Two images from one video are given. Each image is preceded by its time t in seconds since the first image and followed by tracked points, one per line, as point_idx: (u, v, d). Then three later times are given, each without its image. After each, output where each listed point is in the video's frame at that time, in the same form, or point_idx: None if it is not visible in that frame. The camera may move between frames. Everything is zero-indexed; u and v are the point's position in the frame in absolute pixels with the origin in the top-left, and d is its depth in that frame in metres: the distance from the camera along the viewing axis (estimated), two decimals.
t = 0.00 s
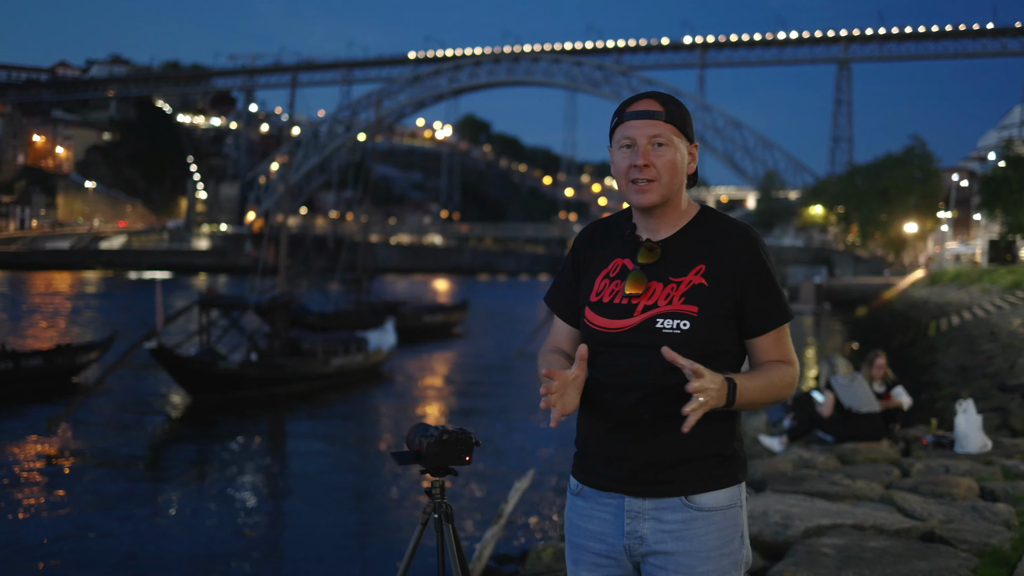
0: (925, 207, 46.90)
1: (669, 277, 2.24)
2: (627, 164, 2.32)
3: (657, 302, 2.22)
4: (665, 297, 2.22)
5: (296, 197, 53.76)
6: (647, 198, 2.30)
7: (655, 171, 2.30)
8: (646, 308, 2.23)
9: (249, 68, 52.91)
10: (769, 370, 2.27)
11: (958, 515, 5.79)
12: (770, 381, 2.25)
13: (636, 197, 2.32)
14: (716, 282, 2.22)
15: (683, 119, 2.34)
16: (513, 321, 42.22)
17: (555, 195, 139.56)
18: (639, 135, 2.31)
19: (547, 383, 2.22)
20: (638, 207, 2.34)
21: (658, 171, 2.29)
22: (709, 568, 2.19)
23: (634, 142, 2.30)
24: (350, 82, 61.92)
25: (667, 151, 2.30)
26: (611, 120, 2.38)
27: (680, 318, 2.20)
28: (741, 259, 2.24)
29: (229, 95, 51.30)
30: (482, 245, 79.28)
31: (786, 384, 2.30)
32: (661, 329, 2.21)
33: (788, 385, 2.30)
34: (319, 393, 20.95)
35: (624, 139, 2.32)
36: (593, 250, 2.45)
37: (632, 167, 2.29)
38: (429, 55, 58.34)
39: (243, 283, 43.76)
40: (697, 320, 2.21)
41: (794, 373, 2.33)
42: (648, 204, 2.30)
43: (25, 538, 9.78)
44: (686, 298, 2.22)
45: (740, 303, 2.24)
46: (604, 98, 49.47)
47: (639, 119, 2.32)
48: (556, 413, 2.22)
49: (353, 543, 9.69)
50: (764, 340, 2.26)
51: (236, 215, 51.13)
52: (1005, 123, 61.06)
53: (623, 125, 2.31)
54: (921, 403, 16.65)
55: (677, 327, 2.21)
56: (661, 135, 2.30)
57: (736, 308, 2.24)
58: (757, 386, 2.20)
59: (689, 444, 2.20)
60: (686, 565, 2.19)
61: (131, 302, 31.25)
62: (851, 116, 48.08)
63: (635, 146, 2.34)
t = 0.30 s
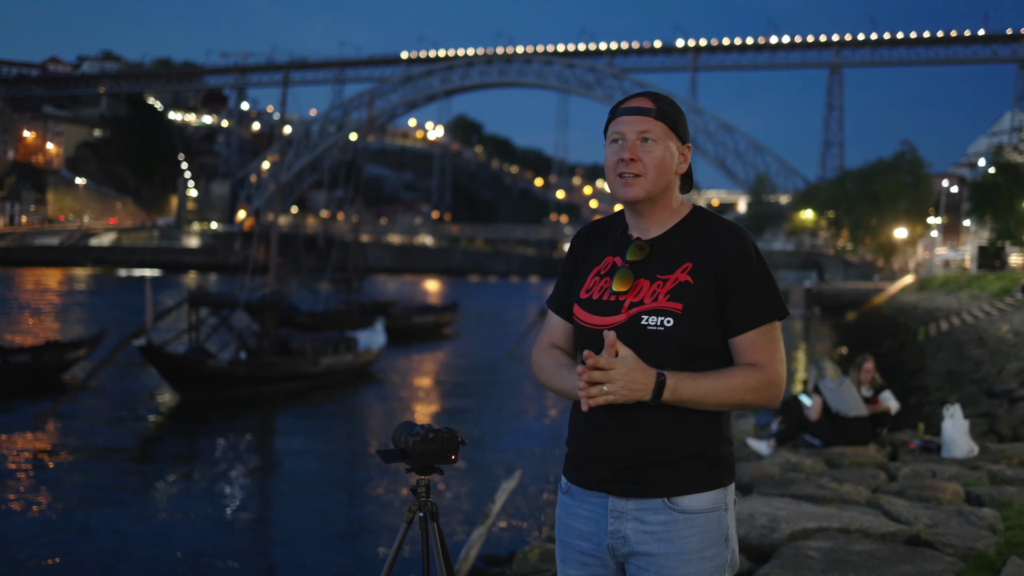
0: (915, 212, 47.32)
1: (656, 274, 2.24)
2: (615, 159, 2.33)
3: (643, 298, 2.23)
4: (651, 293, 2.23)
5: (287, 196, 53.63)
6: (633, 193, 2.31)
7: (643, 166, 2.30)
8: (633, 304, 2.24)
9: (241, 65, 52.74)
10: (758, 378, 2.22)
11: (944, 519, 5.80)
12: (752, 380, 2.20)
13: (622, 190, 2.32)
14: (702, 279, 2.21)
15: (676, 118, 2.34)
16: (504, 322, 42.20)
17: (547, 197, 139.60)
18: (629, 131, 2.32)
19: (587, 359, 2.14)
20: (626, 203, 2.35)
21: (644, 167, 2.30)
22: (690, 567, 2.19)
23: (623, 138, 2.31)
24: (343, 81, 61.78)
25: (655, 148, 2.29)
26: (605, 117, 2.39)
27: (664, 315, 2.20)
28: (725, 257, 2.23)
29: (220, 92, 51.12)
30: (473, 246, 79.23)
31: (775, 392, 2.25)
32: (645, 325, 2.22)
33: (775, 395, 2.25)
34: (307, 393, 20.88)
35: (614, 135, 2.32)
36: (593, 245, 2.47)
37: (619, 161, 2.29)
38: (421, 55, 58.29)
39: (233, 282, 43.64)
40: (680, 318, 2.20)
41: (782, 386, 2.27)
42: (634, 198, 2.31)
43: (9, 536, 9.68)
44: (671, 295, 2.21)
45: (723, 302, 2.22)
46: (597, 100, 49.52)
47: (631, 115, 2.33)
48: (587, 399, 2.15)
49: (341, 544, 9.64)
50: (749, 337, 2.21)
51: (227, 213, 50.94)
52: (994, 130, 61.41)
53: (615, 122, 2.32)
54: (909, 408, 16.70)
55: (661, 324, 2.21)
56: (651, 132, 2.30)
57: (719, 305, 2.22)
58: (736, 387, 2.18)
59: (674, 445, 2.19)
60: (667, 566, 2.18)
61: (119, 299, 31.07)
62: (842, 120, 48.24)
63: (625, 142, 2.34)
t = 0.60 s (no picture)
0: (912, 220, 47.43)
1: (654, 276, 2.23)
2: (618, 158, 2.29)
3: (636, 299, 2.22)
4: (649, 292, 2.23)
5: (283, 197, 53.56)
6: (634, 191, 2.28)
7: (644, 166, 2.26)
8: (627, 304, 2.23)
9: (238, 66, 52.69)
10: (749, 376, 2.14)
11: (936, 526, 5.81)
12: (735, 368, 2.10)
13: (623, 189, 2.29)
14: (698, 278, 2.20)
15: (684, 120, 2.31)
16: (499, 326, 42.22)
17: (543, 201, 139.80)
18: (631, 132, 2.28)
19: (577, 269, 2.11)
20: (627, 202, 2.32)
21: (644, 168, 2.26)
22: (678, 571, 2.15)
23: (625, 139, 2.28)
24: (340, 82, 61.76)
25: (658, 149, 2.26)
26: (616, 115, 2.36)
27: (658, 314, 2.20)
28: (723, 257, 2.19)
29: (217, 92, 51.02)
30: (468, 249, 79.22)
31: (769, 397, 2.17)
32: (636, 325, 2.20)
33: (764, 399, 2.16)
34: (301, 394, 20.84)
35: (619, 136, 2.29)
36: (598, 246, 2.47)
37: (620, 161, 2.26)
38: (419, 57, 58.29)
39: (228, 282, 43.61)
40: (673, 319, 2.19)
41: (763, 383, 2.15)
42: (633, 198, 2.28)
43: None
44: (667, 293, 2.21)
45: (715, 302, 2.19)
46: (594, 105, 49.56)
47: (635, 117, 2.29)
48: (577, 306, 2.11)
49: (333, 545, 9.65)
50: (737, 330, 2.15)
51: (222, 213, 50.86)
52: (990, 139, 61.64)
53: (620, 123, 2.29)
54: (902, 414, 16.74)
55: (655, 323, 2.20)
56: (653, 134, 2.27)
57: (711, 303, 2.20)
58: (714, 372, 2.08)
59: (661, 446, 2.15)
60: (653, 570, 2.15)
61: (113, 299, 30.96)
62: (839, 128, 48.32)
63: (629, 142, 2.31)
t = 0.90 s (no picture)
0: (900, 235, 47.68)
1: (657, 283, 2.23)
2: (628, 167, 2.29)
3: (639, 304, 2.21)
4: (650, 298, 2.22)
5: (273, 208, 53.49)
6: (640, 199, 2.27)
7: (651, 176, 2.26)
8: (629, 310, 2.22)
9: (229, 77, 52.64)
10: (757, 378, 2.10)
11: (926, 538, 5.81)
12: (737, 362, 2.06)
13: (629, 197, 2.29)
14: (705, 286, 2.21)
15: (693, 132, 2.31)
16: (489, 338, 42.19)
17: (533, 214, 139.97)
18: (643, 141, 2.29)
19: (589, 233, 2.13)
20: (634, 211, 2.32)
21: (653, 177, 2.26)
22: None
23: (634, 147, 2.29)
24: (331, 94, 61.77)
25: (666, 158, 2.26)
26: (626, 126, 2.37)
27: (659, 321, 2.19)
28: (724, 267, 2.19)
29: (208, 103, 50.94)
30: (458, 261, 79.21)
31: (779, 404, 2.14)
32: (635, 333, 2.19)
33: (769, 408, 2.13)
34: (290, 407, 20.75)
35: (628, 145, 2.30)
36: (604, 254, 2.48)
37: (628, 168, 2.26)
38: (410, 70, 58.38)
39: (218, 294, 43.51)
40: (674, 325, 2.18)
41: (760, 382, 2.10)
42: (640, 207, 2.28)
43: None
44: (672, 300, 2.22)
45: (717, 309, 2.18)
46: (585, 118, 49.73)
47: (645, 127, 2.30)
48: (587, 254, 2.12)
49: (323, 557, 9.61)
50: (736, 329, 2.12)
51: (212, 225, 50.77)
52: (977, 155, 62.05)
53: (630, 132, 2.30)
54: (891, 427, 16.76)
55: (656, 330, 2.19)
56: (661, 143, 2.27)
57: (713, 309, 2.20)
58: (714, 358, 2.02)
59: (659, 452, 2.12)
60: None
61: (101, 310, 30.83)
62: (828, 143, 48.54)
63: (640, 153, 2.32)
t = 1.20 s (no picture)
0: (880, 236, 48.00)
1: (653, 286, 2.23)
2: (629, 169, 2.29)
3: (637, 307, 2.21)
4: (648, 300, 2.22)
5: (254, 209, 53.24)
6: (642, 202, 2.28)
7: (654, 177, 2.27)
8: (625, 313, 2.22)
9: (210, 77, 52.36)
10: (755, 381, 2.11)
11: (909, 538, 5.86)
12: (739, 361, 2.07)
13: (631, 198, 2.29)
14: (702, 288, 2.22)
15: (691, 135, 2.32)
16: (471, 339, 42.15)
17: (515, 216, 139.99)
18: (644, 141, 2.29)
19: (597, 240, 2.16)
20: (633, 213, 2.33)
21: (654, 179, 2.27)
22: None
23: (635, 149, 2.29)
24: (313, 95, 61.54)
25: (667, 162, 2.27)
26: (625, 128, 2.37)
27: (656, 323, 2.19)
28: (721, 269, 2.20)
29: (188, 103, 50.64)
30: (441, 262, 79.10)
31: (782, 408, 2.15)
32: (633, 334, 2.19)
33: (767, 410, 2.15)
34: (272, 408, 20.66)
35: (628, 147, 2.31)
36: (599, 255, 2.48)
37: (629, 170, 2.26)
38: (392, 71, 58.26)
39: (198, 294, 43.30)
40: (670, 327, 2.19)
41: (761, 380, 2.11)
42: (642, 209, 2.28)
43: None
44: (670, 301, 2.22)
45: (715, 309, 2.19)
46: (566, 119, 49.78)
47: (647, 128, 2.31)
48: (592, 253, 2.14)
49: (306, 558, 9.58)
50: (736, 330, 2.13)
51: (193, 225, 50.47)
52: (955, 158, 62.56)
53: (631, 133, 2.30)
54: (872, 428, 16.86)
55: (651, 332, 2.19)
56: (663, 146, 2.28)
57: (712, 311, 2.21)
58: (714, 357, 2.03)
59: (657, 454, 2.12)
60: None
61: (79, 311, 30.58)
62: (808, 145, 48.77)
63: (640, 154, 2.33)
